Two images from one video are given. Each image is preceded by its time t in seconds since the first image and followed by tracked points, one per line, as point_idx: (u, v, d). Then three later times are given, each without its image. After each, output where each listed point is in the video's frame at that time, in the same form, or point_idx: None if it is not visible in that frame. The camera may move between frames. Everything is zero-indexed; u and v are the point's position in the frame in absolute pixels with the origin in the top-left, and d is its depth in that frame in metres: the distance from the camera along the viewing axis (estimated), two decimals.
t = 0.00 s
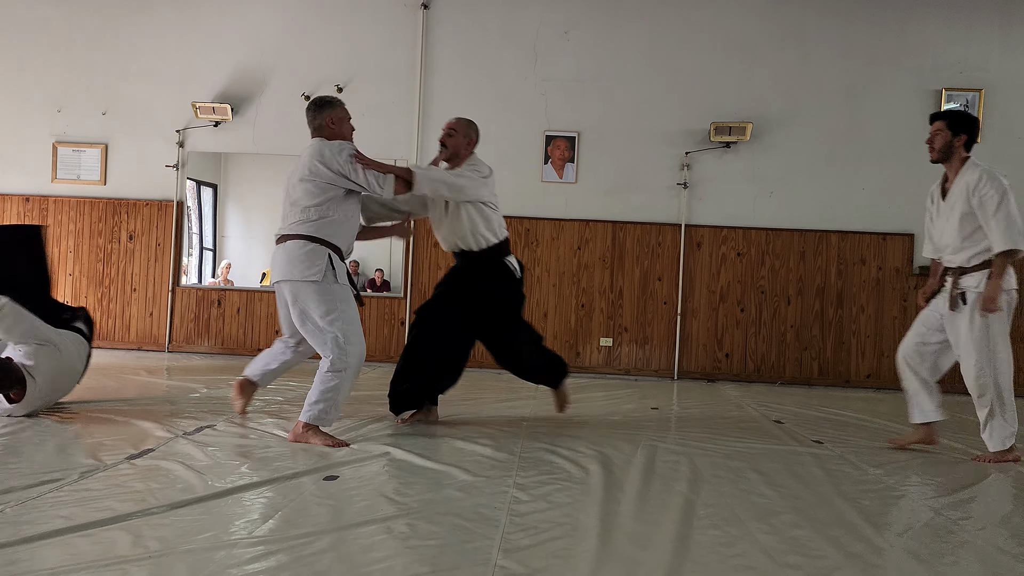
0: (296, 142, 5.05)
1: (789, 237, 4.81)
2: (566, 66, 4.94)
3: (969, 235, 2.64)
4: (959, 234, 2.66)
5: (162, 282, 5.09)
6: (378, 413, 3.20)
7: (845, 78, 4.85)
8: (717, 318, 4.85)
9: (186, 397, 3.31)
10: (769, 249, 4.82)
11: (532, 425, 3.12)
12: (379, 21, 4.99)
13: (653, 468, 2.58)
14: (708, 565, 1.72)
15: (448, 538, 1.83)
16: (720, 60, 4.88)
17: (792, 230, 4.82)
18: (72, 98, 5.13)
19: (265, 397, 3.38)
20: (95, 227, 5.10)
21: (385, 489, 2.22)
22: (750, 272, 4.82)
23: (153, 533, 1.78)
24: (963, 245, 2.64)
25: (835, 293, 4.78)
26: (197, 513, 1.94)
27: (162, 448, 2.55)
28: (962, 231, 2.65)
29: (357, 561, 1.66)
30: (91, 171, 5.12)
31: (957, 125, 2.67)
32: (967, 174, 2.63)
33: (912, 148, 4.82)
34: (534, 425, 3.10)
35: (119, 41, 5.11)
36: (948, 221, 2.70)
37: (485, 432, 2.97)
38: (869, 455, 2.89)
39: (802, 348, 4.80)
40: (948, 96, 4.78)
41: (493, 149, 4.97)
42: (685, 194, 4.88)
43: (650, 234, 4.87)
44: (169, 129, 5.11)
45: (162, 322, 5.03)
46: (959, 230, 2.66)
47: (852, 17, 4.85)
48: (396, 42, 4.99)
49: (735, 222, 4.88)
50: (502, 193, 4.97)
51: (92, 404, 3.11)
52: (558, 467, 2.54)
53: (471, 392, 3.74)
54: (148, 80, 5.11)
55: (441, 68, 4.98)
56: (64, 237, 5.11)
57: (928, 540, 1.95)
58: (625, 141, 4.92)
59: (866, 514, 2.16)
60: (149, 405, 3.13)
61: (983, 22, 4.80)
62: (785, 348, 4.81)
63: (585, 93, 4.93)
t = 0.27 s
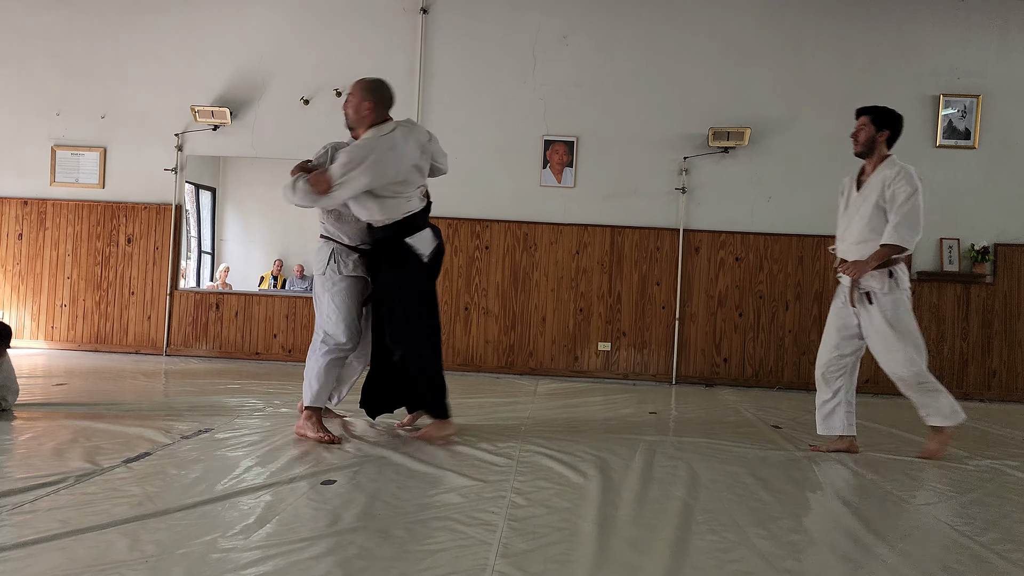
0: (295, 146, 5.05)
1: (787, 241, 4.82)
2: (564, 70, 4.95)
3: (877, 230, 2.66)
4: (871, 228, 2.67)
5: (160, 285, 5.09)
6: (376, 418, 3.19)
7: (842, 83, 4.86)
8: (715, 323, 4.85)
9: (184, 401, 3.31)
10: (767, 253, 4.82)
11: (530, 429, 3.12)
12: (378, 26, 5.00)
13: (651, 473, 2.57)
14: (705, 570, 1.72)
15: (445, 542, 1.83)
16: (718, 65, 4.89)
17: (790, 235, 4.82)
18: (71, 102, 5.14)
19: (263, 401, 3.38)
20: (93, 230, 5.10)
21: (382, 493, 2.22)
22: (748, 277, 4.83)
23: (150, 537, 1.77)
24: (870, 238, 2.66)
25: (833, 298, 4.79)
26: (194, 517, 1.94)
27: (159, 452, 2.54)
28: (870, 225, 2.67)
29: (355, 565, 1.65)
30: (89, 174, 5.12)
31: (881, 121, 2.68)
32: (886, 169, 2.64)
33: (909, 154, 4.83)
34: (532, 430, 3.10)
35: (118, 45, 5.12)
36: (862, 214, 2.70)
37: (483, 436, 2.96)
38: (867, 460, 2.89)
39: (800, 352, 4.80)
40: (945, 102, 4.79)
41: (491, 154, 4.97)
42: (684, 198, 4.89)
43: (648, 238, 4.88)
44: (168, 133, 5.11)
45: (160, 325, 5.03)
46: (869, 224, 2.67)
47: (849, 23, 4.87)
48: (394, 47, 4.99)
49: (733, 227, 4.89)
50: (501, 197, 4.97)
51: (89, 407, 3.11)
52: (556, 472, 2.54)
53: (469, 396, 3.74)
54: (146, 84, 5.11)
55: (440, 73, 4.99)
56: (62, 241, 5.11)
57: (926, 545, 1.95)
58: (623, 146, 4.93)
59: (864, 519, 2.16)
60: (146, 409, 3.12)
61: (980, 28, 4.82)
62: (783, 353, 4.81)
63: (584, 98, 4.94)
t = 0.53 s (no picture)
0: (293, 149, 5.05)
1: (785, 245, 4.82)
2: (563, 74, 4.95)
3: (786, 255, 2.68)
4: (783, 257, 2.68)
5: (158, 287, 5.08)
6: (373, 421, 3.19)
7: (841, 87, 4.87)
8: (713, 326, 4.85)
9: (181, 404, 3.30)
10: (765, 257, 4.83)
11: (528, 433, 3.12)
12: (377, 29, 5.01)
13: (648, 477, 2.57)
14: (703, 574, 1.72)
15: (443, 546, 1.82)
16: (717, 69, 4.90)
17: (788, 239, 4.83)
18: (69, 104, 5.13)
19: (261, 404, 3.37)
20: (91, 232, 5.09)
21: (380, 496, 2.21)
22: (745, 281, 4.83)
23: (147, 539, 1.77)
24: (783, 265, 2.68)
25: (830, 302, 4.79)
26: (191, 519, 1.93)
27: (156, 454, 2.54)
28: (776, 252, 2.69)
29: (352, 568, 1.65)
30: (87, 176, 5.12)
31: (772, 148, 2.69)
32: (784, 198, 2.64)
33: (907, 158, 4.84)
34: (530, 434, 3.10)
35: (117, 47, 5.11)
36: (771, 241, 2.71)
37: (481, 439, 2.96)
38: (865, 464, 2.89)
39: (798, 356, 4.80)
40: (943, 106, 4.80)
41: (490, 157, 4.98)
42: (682, 202, 4.89)
43: (647, 242, 4.88)
44: (166, 135, 5.11)
45: (157, 327, 5.02)
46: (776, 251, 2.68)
47: (848, 27, 4.88)
48: (393, 50, 5.00)
49: (731, 230, 4.89)
50: (499, 200, 4.97)
51: (86, 410, 3.10)
52: (553, 476, 2.54)
53: (467, 400, 3.73)
54: (145, 86, 5.11)
55: (439, 76, 4.99)
56: (59, 243, 5.10)
57: (924, 549, 1.95)
58: (622, 149, 4.93)
59: (862, 523, 2.15)
60: (143, 411, 3.12)
61: (978, 32, 4.83)
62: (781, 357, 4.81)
63: (583, 101, 4.94)
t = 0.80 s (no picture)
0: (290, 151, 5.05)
1: (783, 248, 4.83)
2: (561, 77, 4.96)
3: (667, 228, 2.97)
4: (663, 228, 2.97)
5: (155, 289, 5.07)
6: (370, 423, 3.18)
7: (838, 91, 4.88)
8: (710, 329, 4.86)
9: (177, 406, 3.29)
10: (763, 261, 4.83)
11: (524, 436, 3.11)
12: (374, 32, 5.01)
13: (645, 480, 2.57)
14: None
15: (439, 549, 1.82)
16: (715, 72, 4.91)
17: (785, 242, 4.83)
18: (66, 106, 5.13)
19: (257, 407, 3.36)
20: (88, 234, 5.09)
21: (375, 499, 2.21)
22: (742, 284, 4.84)
23: (142, 542, 1.76)
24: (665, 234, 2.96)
25: (828, 305, 4.79)
26: (186, 522, 1.93)
27: (152, 457, 2.53)
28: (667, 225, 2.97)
29: (348, 571, 1.65)
30: (84, 178, 5.11)
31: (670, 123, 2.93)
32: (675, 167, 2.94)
33: (904, 161, 4.84)
34: (527, 437, 3.09)
35: (114, 49, 5.11)
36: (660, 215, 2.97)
37: (477, 442, 2.96)
38: (861, 468, 2.89)
39: (794, 359, 4.81)
40: (940, 110, 4.81)
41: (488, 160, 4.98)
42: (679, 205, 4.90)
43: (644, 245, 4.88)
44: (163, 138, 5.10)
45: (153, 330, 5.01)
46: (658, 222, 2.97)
47: (845, 31, 4.89)
48: (391, 53, 5.00)
49: (729, 234, 4.89)
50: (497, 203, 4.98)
51: (82, 412, 3.09)
52: (549, 479, 2.53)
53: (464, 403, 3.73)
54: (142, 88, 5.11)
55: (436, 78, 5.00)
56: (56, 244, 5.09)
57: (921, 553, 1.95)
58: (619, 152, 4.94)
59: (858, 527, 2.15)
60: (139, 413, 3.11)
61: (974, 37, 4.84)
62: (777, 360, 4.82)
63: (581, 105, 4.95)
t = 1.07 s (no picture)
0: (289, 152, 5.05)
1: (781, 250, 4.83)
2: (560, 79, 4.96)
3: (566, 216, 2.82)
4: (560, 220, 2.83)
5: (153, 290, 5.07)
6: (368, 424, 3.18)
7: (837, 93, 4.88)
8: (709, 331, 4.85)
9: (175, 408, 3.29)
10: (762, 262, 4.84)
11: (522, 437, 3.11)
12: (374, 33, 5.01)
13: (643, 482, 2.57)
14: None
15: (437, 551, 1.81)
16: (714, 74, 4.91)
17: (784, 244, 4.83)
18: (65, 106, 5.13)
19: (255, 408, 3.36)
20: (87, 235, 5.08)
21: (373, 501, 2.20)
22: (741, 286, 4.84)
23: (139, 544, 1.76)
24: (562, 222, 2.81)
25: (826, 307, 4.80)
26: (183, 524, 1.93)
27: (149, 458, 2.53)
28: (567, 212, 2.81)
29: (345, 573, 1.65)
30: (83, 179, 5.11)
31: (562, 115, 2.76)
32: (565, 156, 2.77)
33: (903, 163, 4.85)
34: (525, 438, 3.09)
35: (113, 50, 5.11)
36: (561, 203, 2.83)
37: (474, 444, 2.96)
38: (859, 469, 2.88)
39: (793, 361, 4.81)
40: (939, 112, 4.82)
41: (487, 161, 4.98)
42: (678, 207, 4.90)
43: (643, 246, 4.88)
44: (162, 138, 5.10)
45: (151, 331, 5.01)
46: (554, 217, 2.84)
47: (844, 33, 4.89)
48: (391, 54, 5.01)
49: (728, 235, 4.89)
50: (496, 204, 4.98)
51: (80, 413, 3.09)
52: (548, 480, 2.53)
53: (462, 404, 3.73)
54: (141, 89, 5.11)
55: (435, 80, 5.00)
56: (54, 245, 5.09)
57: (919, 555, 1.95)
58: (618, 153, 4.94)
59: (857, 529, 2.15)
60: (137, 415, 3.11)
61: (973, 39, 4.85)
62: (776, 362, 4.82)
63: (580, 106, 4.95)
